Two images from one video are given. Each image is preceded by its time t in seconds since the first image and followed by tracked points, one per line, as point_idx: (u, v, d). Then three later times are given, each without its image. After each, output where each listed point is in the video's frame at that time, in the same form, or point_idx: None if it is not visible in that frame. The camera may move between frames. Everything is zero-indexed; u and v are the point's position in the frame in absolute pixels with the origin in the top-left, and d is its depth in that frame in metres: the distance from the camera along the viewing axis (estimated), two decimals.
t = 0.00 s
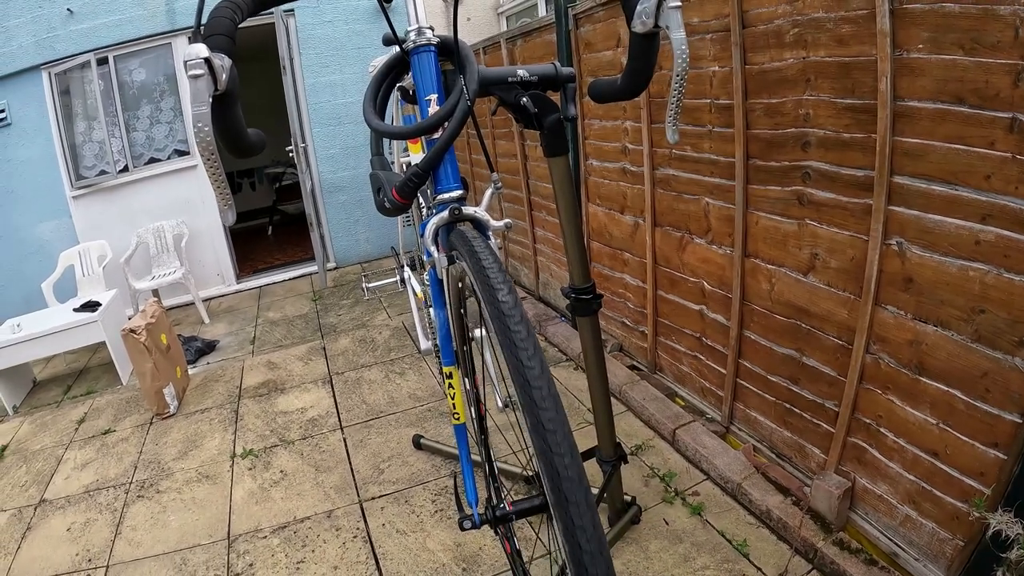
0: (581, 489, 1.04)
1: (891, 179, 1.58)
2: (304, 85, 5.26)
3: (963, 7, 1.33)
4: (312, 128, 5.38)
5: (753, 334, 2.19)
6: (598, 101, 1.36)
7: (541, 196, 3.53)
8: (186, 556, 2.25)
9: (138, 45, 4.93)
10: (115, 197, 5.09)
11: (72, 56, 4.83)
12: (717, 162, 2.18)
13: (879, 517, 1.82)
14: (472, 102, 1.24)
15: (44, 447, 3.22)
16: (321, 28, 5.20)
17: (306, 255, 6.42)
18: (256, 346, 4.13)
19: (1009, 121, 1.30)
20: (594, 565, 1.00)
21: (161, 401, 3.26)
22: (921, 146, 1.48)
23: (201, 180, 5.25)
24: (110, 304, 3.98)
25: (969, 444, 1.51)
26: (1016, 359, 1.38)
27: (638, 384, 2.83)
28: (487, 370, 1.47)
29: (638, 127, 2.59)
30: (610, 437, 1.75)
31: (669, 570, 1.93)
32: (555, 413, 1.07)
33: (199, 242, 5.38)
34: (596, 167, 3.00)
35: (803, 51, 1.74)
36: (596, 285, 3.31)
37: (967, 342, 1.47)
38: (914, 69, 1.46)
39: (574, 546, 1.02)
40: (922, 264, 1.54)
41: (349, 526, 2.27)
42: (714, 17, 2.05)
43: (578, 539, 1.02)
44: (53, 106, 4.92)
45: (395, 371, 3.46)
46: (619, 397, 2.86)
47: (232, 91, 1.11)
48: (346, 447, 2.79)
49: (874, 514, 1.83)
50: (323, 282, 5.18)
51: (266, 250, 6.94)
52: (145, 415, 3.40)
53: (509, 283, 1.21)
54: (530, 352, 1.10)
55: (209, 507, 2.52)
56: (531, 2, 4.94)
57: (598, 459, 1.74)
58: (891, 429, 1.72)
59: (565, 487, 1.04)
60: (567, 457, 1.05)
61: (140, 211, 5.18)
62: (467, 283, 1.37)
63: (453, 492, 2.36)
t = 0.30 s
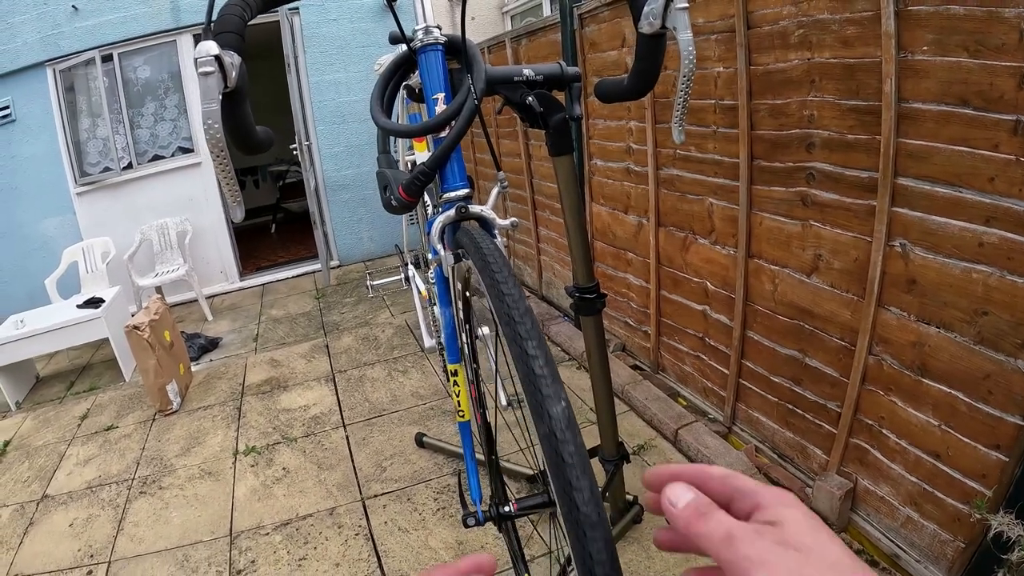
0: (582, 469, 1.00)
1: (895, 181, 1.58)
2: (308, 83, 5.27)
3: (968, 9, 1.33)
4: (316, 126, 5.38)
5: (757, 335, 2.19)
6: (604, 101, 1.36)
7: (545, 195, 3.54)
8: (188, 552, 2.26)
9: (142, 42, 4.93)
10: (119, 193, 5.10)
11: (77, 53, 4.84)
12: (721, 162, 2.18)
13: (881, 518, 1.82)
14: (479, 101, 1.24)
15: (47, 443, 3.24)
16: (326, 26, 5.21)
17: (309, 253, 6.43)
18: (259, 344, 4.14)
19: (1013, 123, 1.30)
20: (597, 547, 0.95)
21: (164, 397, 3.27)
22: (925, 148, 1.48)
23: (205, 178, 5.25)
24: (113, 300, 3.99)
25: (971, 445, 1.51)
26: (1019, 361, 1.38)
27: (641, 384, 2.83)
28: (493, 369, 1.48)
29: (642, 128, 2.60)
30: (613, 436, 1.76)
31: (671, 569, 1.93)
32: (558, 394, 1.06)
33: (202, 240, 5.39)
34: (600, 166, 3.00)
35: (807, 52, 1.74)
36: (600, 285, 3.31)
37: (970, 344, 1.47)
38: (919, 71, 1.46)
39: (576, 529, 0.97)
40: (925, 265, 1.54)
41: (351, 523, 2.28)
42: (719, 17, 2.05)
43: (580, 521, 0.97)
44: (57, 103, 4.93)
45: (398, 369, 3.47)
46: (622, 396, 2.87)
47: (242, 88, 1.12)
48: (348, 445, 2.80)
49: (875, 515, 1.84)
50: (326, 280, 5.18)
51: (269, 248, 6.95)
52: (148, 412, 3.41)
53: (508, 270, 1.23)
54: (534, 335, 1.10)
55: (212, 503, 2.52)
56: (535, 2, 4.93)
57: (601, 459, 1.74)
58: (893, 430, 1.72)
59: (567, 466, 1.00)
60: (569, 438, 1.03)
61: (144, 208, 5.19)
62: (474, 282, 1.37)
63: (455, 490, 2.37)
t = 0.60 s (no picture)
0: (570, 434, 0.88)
1: (896, 182, 1.58)
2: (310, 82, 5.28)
3: (969, 10, 1.33)
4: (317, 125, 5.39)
5: (757, 335, 2.19)
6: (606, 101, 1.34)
7: (546, 195, 3.54)
8: (189, 550, 2.27)
9: (144, 41, 4.94)
10: (120, 192, 5.10)
11: (79, 51, 4.84)
12: (723, 162, 2.18)
13: (881, 519, 1.82)
14: (481, 102, 1.24)
15: (48, 441, 3.24)
16: (328, 25, 5.21)
17: (310, 252, 6.43)
18: (260, 343, 4.14)
19: (1014, 125, 1.30)
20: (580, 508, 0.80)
21: (165, 396, 3.28)
22: (927, 149, 1.48)
23: (206, 176, 5.26)
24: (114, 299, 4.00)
25: (971, 447, 1.51)
26: (1020, 362, 1.38)
27: (642, 384, 2.83)
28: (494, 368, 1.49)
29: (643, 128, 2.60)
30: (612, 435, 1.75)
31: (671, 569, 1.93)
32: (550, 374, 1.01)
33: (203, 238, 5.39)
34: (602, 166, 3.00)
35: (809, 53, 1.74)
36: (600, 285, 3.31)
37: (970, 345, 1.47)
38: (920, 72, 1.46)
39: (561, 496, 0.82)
40: (926, 266, 1.54)
41: (351, 522, 2.28)
42: (721, 18, 2.05)
43: (563, 480, 0.83)
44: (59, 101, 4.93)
45: (398, 368, 3.47)
46: (623, 396, 2.87)
47: (244, 88, 1.12)
48: (349, 444, 2.80)
49: (876, 516, 1.84)
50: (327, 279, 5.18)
51: (270, 247, 6.95)
52: (148, 410, 3.41)
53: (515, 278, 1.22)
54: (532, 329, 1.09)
55: (212, 502, 2.53)
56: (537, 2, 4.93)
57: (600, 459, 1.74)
58: (894, 431, 1.72)
59: (553, 430, 0.89)
60: (558, 410, 0.94)
61: (146, 207, 5.19)
62: (476, 283, 1.36)
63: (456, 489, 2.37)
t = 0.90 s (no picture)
0: (581, 458, 0.90)
1: (899, 181, 1.57)
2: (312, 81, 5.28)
3: (974, 9, 1.32)
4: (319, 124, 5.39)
5: (760, 335, 2.18)
6: (609, 95, 1.31)
7: (548, 194, 3.53)
8: (188, 548, 2.26)
9: (146, 38, 4.94)
10: (122, 189, 5.10)
11: (81, 49, 4.84)
12: (725, 162, 2.17)
13: (882, 519, 1.82)
14: (485, 96, 1.24)
15: (48, 438, 3.24)
16: (330, 24, 5.21)
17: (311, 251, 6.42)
18: (261, 341, 4.14)
19: (1018, 124, 1.29)
20: (589, 538, 0.82)
21: (165, 394, 3.27)
22: (930, 148, 1.48)
23: (208, 174, 5.25)
24: (115, 296, 4.00)
25: (973, 447, 1.50)
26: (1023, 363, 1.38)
27: (643, 384, 2.83)
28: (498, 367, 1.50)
29: (646, 127, 2.59)
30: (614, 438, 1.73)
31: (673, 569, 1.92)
32: (559, 388, 1.00)
33: (205, 236, 5.39)
34: (604, 165, 3.00)
35: (813, 52, 1.74)
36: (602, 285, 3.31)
37: (973, 346, 1.47)
38: (924, 71, 1.45)
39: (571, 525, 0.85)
40: (929, 266, 1.54)
41: (351, 521, 2.28)
42: (724, 17, 2.05)
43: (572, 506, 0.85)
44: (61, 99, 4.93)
45: (399, 367, 3.46)
46: (624, 396, 2.86)
47: (245, 80, 1.11)
48: (350, 442, 2.79)
49: (877, 516, 1.83)
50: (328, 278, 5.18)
51: (272, 245, 6.95)
52: (149, 408, 3.41)
53: (520, 278, 1.20)
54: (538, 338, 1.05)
55: (212, 500, 2.52)
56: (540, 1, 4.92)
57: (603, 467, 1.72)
58: (895, 432, 1.71)
59: (564, 453, 0.91)
60: (568, 429, 0.95)
61: (148, 205, 5.19)
62: (480, 280, 1.36)
63: (456, 488, 2.36)
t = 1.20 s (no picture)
0: (580, 447, 0.91)
1: (900, 183, 1.57)
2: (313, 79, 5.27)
3: (977, 12, 1.32)
4: (320, 122, 5.38)
5: (760, 336, 2.18)
6: (611, 96, 1.30)
7: (550, 194, 3.53)
8: (188, 547, 2.26)
9: (147, 37, 4.93)
10: (123, 187, 5.10)
11: (82, 47, 4.83)
12: (727, 163, 2.17)
13: (882, 521, 1.81)
14: (487, 96, 1.24)
15: (48, 436, 3.24)
16: (332, 22, 5.20)
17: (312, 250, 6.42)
18: (262, 339, 4.14)
19: (1020, 127, 1.29)
20: (588, 527, 0.82)
21: (165, 392, 3.27)
22: (932, 150, 1.48)
23: (209, 172, 5.25)
24: (116, 294, 4.00)
25: (974, 450, 1.50)
26: None
27: (643, 384, 2.83)
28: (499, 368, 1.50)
29: (647, 127, 2.59)
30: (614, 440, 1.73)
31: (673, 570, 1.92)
32: (558, 379, 1.01)
33: (205, 235, 5.39)
34: (606, 165, 3.00)
35: (815, 53, 1.73)
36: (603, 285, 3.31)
37: (975, 348, 1.46)
38: (927, 73, 1.45)
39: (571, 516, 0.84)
40: (931, 268, 1.53)
41: (351, 520, 2.28)
42: (726, 17, 2.05)
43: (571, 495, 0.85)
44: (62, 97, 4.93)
45: (399, 366, 3.46)
46: (624, 396, 2.86)
47: (247, 79, 1.11)
48: (350, 442, 2.79)
49: (877, 518, 1.83)
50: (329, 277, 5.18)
51: (273, 244, 6.94)
52: (149, 406, 3.41)
53: (520, 274, 1.22)
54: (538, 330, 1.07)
55: (212, 498, 2.52)
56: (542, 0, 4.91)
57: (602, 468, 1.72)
58: (896, 434, 1.71)
59: (563, 443, 0.92)
60: (567, 420, 0.96)
61: (148, 203, 5.19)
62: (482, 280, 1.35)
63: (456, 488, 2.36)
